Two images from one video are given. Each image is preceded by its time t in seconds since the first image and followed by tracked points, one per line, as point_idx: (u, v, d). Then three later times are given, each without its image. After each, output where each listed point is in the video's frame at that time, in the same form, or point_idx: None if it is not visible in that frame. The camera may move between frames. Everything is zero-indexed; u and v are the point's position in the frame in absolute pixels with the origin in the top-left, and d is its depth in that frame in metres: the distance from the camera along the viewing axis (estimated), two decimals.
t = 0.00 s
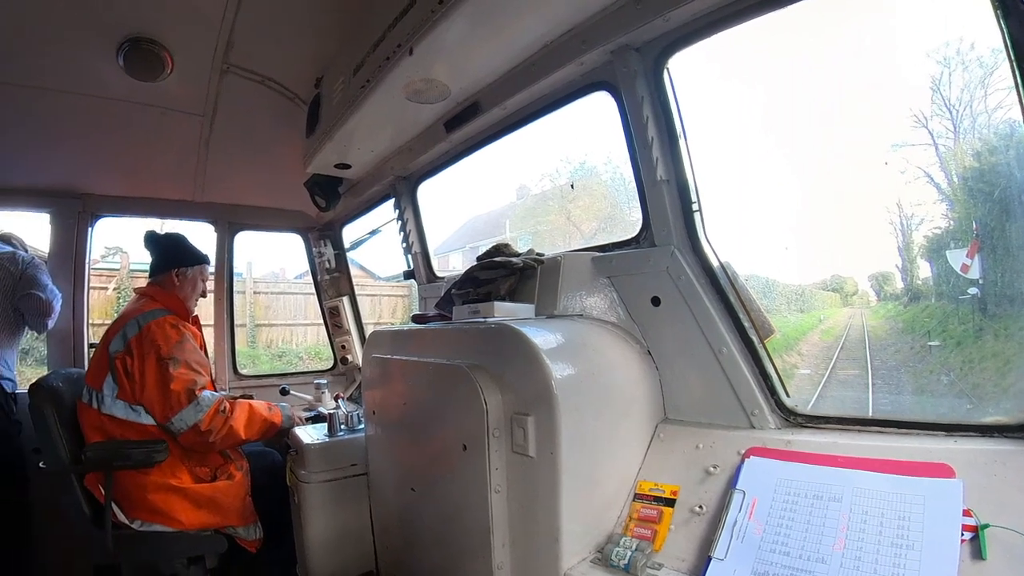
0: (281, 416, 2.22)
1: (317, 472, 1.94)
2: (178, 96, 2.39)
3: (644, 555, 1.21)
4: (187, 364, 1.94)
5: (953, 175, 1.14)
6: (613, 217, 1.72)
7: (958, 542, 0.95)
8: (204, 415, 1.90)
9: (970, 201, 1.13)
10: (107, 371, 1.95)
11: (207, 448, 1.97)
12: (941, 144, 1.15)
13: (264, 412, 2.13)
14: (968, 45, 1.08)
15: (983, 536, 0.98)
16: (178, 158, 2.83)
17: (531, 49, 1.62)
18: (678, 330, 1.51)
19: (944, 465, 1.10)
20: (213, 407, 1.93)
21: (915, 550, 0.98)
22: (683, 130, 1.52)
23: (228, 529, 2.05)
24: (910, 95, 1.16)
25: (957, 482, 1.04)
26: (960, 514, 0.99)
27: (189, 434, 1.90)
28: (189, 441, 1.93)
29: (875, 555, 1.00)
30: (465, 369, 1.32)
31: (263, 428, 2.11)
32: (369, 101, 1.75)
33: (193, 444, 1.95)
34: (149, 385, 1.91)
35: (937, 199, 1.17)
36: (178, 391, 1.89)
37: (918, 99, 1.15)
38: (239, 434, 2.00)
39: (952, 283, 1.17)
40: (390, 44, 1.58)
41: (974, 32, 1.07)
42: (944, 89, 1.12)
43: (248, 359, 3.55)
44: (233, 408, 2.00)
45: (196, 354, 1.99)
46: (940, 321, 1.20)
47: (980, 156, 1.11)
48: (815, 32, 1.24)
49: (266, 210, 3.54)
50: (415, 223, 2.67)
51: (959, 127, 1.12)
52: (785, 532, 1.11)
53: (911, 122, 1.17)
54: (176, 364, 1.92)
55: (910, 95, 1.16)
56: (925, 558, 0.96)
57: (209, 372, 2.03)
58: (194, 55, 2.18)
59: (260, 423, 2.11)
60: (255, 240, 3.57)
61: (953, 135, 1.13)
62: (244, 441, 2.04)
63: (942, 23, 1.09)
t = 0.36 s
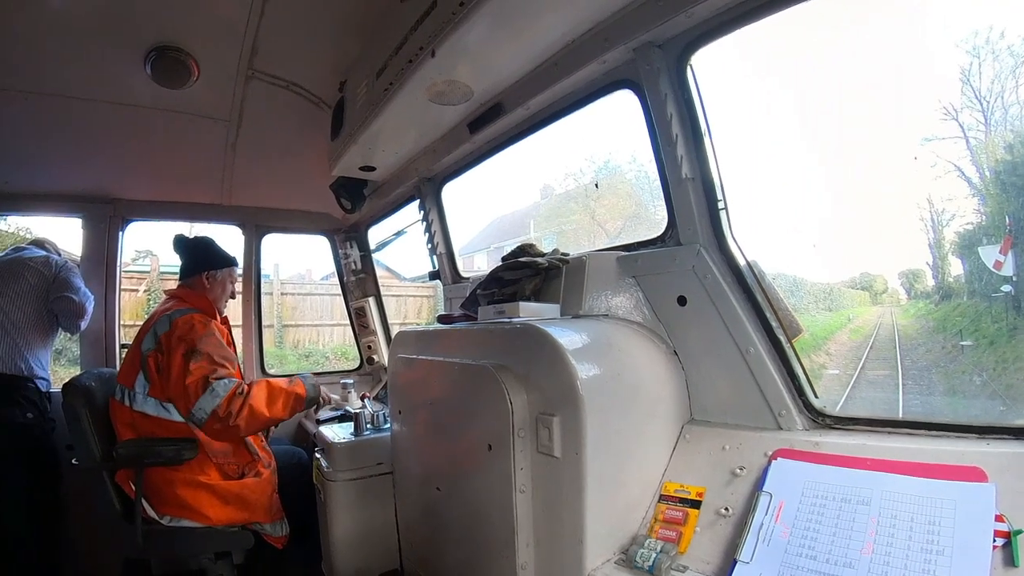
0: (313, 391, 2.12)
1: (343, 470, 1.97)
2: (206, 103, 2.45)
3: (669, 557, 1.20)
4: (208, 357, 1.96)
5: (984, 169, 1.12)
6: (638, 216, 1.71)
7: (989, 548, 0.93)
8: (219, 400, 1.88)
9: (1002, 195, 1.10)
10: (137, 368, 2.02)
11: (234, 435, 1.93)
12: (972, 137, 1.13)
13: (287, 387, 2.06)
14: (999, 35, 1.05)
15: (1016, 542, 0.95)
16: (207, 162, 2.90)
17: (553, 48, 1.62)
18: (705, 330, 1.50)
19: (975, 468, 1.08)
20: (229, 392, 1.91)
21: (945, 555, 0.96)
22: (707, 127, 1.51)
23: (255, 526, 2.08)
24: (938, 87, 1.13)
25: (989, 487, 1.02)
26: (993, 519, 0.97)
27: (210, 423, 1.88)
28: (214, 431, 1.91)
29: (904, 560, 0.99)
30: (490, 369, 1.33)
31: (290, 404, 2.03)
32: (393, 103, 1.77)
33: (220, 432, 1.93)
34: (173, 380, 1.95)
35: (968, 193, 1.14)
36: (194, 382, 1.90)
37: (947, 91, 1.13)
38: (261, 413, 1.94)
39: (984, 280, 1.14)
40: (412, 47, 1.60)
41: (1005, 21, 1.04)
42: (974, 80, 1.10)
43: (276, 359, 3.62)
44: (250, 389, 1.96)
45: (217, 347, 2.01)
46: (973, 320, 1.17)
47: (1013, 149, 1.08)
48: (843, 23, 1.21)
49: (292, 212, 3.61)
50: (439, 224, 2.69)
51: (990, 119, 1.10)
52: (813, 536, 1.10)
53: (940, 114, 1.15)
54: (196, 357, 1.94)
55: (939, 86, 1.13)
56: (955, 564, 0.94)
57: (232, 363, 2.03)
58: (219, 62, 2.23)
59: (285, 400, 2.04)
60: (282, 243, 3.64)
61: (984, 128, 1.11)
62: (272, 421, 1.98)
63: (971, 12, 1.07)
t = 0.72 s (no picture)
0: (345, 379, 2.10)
1: (358, 470, 1.99)
2: (222, 106, 2.49)
3: (683, 559, 1.20)
4: (230, 353, 2.00)
5: (1002, 165, 1.10)
6: (652, 215, 1.71)
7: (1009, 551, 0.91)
8: (241, 392, 1.93)
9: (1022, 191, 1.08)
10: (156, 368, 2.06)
11: (261, 426, 1.97)
12: (990, 133, 1.11)
13: (317, 378, 2.05)
14: (1016, 28, 1.04)
15: None
16: (223, 165, 2.94)
17: (565, 48, 1.62)
18: (720, 330, 1.49)
19: (994, 471, 1.06)
20: (252, 384, 1.95)
21: (963, 560, 0.95)
22: (721, 125, 1.50)
23: (271, 525, 2.11)
24: (955, 82, 1.11)
25: (1009, 489, 1.00)
26: (1012, 523, 0.95)
27: (234, 414, 1.94)
28: (242, 423, 1.96)
29: (922, 564, 0.97)
30: (505, 370, 1.33)
31: (317, 394, 2.02)
32: (406, 105, 1.79)
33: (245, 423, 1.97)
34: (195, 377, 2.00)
35: (987, 190, 1.13)
36: (218, 376, 1.95)
37: (963, 86, 1.11)
38: (286, 403, 1.96)
39: (1005, 280, 1.12)
40: (425, 49, 1.61)
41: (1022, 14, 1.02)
42: (992, 74, 1.08)
43: (292, 359, 3.68)
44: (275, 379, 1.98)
45: (239, 343, 2.05)
46: (993, 319, 1.15)
47: None
48: (860, 18, 1.19)
49: (306, 214, 3.64)
50: (453, 225, 2.70)
51: (1010, 114, 1.08)
52: (829, 539, 1.09)
53: (957, 110, 1.13)
54: (218, 353, 1.98)
55: (955, 82, 1.12)
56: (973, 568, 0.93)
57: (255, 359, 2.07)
58: (233, 66, 2.26)
59: (313, 390, 2.03)
60: (298, 244, 3.69)
61: (1004, 123, 1.09)
62: (298, 411, 1.99)
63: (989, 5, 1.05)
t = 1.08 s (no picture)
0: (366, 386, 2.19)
1: (365, 471, 2.00)
2: (229, 109, 2.51)
3: (690, 561, 1.21)
4: (251, 354, 2.05)
5: (1012, 163, 1.09)
6: (659, 215, 1.70)
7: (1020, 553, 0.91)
8: (275, 393, 1.99)
9: None
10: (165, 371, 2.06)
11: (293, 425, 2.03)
12: (999, 131, 1.10)
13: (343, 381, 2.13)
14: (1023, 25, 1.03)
15: None
16: (231, 167, 2.96)
17: (572, 49, 1.62)
18: (728, 331, 1.48)
19: (1005, 471, 1.05)
20: (283, 384, 2.01)
21: (974, 562, 0.94)
22: (728, 125, 1.50)
23: (277, 525, 2.11)
24: (964, 80, 1.11)
25: (1019, 490, 0.99)
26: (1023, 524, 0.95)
27: (268, 414, 1.99)
28: (273, 422, 2.02)
29: (930, 566, 0.97)
30: (513, 371, 1.33)
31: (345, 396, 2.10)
32: (414, 105, 1.79)
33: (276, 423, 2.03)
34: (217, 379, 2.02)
35: (996, 189, 1.12)
36: (246, 378, 1.99)
37: (971, 84, 1.11)
38: (318, 404, 2.04)
39: (1015, 278, 1.11)
40: (431, 50, 1.62)
41: None
42: (1000, 72, 1.08)
43: (299, 360, 3.68)
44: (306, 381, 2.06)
45: (257, 344, 2.09)
46: (1004, 319, 1.15)
47: None
48: (868, 16, 1.18)
49: (313, 215, 3.66)
50: (460, 226, 2.70)
51: (1019, 112, 1.08)
52: (837, 541, 1.08)
53: (965, 109, 1.12)
54: (240, 355, 2.01)
55: (963, 80, 1.11)
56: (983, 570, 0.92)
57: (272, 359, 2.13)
58: (241, 68, 2.28)
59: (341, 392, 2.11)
60: (305, 246, 3.69)
61: (1013, 121, 1.08)
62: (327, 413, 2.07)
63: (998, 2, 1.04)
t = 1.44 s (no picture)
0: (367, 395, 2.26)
1: (363, 472, 1.99)
2: (227, 109, 2.50)
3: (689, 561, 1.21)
4: (260, 357, 2.06)
5: (1008, 165, 1.10)
6: (657, 216, 1.70)
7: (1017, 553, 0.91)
8: (286, 395, 2.03)
9: None
10: (169, 372, 2.03)
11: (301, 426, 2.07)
12: (995, 132, 1.10)
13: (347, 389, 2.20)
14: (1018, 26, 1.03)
15: None
16: (228, 168, 2.95)
17: (571, 50, 1.62)
18: (726, 331, 1.48)
19: (1003, 472, 1.05)
20: (294, 387, 2.06)
21: (972, 561, 0.94)
22: (726, 126, 1.50)
23: (275, 526, 2.12)
24: (962, 82, 1.11)
25: (1016, 490, 1.00)
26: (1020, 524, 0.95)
27: (279, 415, 2.02)
28: (283, 423, 2.05)
29: (929, 566, 0.97)
30: (511, 372, 1.33)
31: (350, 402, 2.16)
32: (412, 107, 1.79)
33: (284, 424, 2.07)
34: (224, 380, 2.02)
35: (993, 190, 1.12)
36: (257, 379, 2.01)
37: (967, 86, 1.11)
38: (326, 407, 2.09)
39: (1011, 279, 1.12)
40: (429, 52, 1.61)
41: None
42: (996, 74, 1.08)
43: (296, 361, 3.69)
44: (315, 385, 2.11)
45: (264, 347, 2.11)
46: (1001, 320, 1.15)
47: None
48: (869, 16, 1.18)
49: (311, 216, 3.65)
50: (458, 227, 2.70)
51: (1015, 114, 1.08)
52: (835, 541, 1.08)
53: (962, 110, 1.13)
54: (249, 357, 2.03)
55: (960, 81, 1.11)
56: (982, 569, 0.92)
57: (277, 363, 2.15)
58: (239, 69, 2.27)
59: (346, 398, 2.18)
60: (303, 247, 3.69)
61: (1009, 122, 1.09)
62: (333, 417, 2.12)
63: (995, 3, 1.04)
